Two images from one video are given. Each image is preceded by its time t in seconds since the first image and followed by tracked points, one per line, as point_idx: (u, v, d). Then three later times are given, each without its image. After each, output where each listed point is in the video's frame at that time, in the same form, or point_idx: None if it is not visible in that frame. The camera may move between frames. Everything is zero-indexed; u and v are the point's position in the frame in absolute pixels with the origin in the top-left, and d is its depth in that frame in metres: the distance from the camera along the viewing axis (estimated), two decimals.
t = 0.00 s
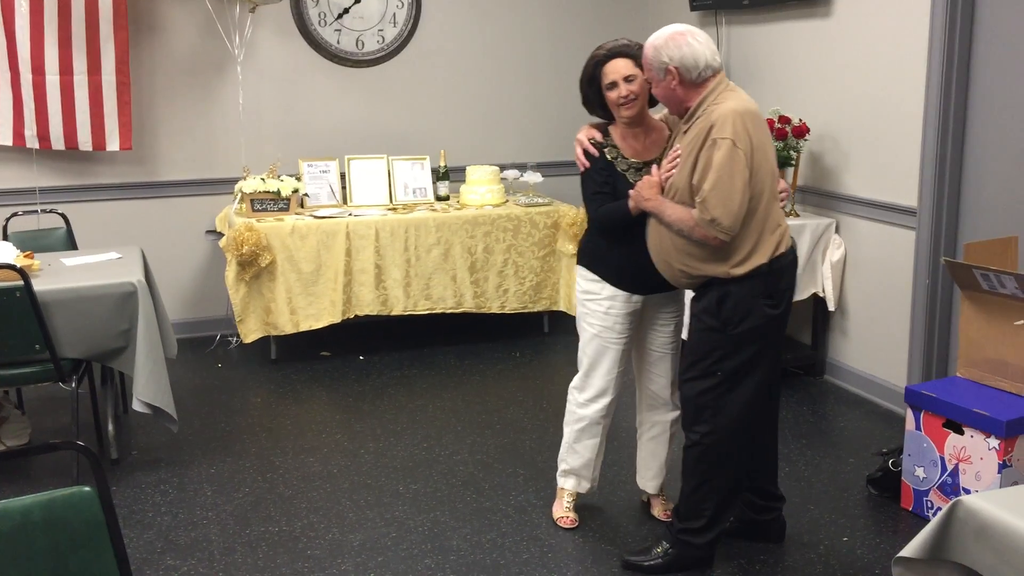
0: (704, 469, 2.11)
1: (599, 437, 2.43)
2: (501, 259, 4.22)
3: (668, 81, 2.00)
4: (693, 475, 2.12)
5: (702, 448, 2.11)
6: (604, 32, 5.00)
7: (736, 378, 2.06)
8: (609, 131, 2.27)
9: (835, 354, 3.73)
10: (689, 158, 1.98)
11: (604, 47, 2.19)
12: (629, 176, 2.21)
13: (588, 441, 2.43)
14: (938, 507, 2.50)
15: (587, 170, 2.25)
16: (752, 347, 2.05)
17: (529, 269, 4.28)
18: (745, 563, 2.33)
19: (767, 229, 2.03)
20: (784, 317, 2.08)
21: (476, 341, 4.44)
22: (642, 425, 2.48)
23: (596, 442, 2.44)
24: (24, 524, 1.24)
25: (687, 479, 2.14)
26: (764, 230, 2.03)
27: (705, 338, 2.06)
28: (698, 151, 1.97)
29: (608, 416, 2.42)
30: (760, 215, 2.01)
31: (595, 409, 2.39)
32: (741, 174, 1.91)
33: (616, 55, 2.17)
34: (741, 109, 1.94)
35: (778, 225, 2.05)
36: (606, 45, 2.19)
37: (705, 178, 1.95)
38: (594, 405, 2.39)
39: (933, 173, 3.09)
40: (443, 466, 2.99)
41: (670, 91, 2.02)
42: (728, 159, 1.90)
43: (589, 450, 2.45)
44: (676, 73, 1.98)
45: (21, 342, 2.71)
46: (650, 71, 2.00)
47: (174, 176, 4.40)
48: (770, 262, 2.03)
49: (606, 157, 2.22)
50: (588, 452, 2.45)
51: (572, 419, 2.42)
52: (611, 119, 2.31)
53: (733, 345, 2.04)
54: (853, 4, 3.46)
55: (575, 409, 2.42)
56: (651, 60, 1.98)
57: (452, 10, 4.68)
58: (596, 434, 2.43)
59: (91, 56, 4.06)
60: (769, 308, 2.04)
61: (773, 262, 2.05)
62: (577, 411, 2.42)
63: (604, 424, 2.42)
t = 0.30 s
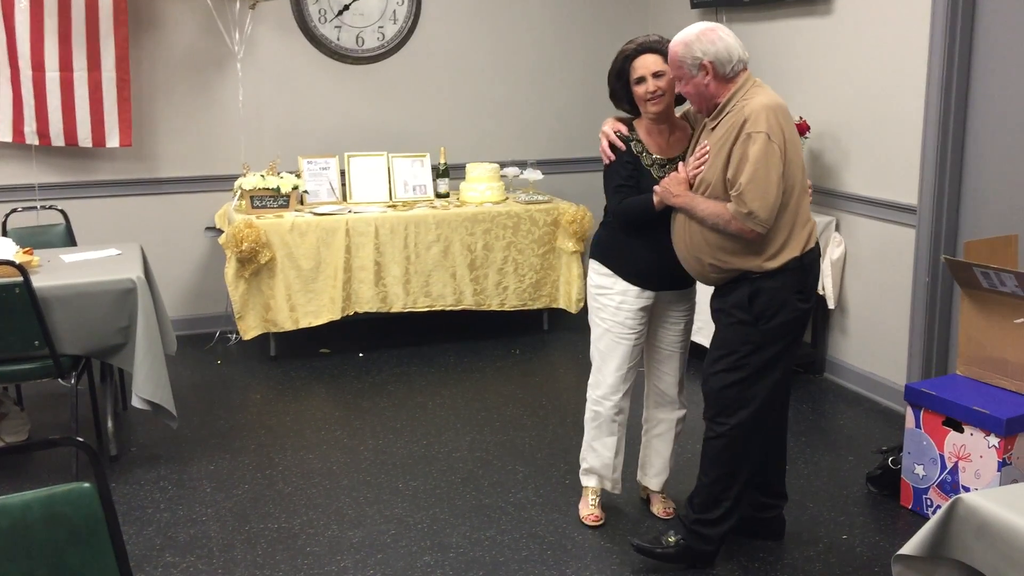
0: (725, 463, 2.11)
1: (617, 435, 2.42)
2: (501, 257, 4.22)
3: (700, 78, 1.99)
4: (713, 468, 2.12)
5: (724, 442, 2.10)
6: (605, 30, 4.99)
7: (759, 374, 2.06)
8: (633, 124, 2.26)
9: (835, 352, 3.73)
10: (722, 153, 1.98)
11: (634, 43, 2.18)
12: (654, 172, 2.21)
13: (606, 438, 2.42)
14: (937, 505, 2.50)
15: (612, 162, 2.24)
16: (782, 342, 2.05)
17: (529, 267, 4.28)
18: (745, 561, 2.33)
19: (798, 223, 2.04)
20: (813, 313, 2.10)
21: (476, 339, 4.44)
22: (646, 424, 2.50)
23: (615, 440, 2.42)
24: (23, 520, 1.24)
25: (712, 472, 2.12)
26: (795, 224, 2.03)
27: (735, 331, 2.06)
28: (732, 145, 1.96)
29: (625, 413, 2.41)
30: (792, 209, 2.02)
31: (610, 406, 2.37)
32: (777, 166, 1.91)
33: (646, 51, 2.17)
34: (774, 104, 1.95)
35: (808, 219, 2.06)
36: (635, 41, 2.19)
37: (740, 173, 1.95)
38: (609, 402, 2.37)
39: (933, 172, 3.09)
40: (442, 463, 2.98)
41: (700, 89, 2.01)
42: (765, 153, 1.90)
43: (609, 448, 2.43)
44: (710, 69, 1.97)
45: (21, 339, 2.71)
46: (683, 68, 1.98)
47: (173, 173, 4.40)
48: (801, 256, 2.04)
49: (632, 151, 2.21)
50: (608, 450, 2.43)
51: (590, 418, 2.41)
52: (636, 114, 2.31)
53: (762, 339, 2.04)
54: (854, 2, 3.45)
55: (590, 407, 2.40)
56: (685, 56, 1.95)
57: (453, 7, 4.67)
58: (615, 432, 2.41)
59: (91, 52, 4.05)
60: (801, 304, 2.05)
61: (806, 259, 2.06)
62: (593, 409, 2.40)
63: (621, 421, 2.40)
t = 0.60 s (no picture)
0: (761, 465, 2.08)
1: (609, 441, 2.36)
2: (500, 257, 4.22)
3: (740, 63, 1.97)
4: (760, 478, 2.08)
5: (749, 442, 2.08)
6: (604, 29, 5.00)
7: (775, 372, 2.05)
8: (632, 125, 2.25)
9: (834, 351, 3.73)
10: (739, 143, 1.96)
11: (634, 43, 2.16)
12: (652, 171, 2.21)
13: (597, 444, 2.36)
14: (937, 504, 2.51)
15: (610, 163, 2.23)
16: (801, 338, 2.06)
17: (529, 266, 4.28)
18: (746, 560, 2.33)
19: (812, 216, 2.04)
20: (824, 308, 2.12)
21: (476, 339, 4.44)
22: (647, 425, 2.50)
23: (607, 445, 2.36)
24: (25, 521, 1.24)
25: (758, 481, 2.08)
26: (810, 216, 2.04)
27: (754, 329, 2.05)
28: (751, 134, 1.95)
29: (618, 418, 2.36)
30: (807, 201, 2.02)
31: (605, 410, 2.33)
32: (798, 155, 1.92)
33: (647, 51, 2.15)
34: (791, 94, 1.96)
35: (820, 213, 2.07)
36: (635, 41, 2.16)
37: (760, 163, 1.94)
38: (603, 406, 2.33)
39: (932, 171, 3.09)
40: (442, 463, 2.99)
41: (737, 76, 1.97)
42: (786, 141, 1.90)
43: (599, 454, 2.37)
44: (746, 55, 1.97)
45: (21, 340, 2.71)
46: (722, 52, 1.94)
47: (173, 173, 4.39)
48: (816, 250, 2.05)
49: (630, 152, 2.20)
50: (598, 455, 2.37)
51: (581, 421, 2.36)
52: (634, 113, 2.30)
53: (783, 336, 2.04)
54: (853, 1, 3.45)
55: (583, 410, 2.36)
56: (725, 39, 1.93)
57: (452, 7, 4.67)
58: (607, 436, 2.36)
59: (90, 54, 4.06)
60: (816, 299, 2.06)
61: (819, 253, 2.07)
62: (586, 412, 2.35)
63: (614, 426, 2.36)
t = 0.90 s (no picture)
0: (788, 477, 2.06)
1: (597, 451, 2.35)
2: (500, 258, 4.23)
3: (745, 63, 1.95)
4: (788, 490, 2.07)
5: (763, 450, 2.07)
6: (604, 31, 5.00)
7: (794, 380, 2.04)
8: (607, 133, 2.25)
9: (834, 352, 3.73)
10: (751, 150, 1.92)
11: (611, 47, 2.16)
12: (624, 176, 2.19)
13: (585, 453, 2.35)
14: (938, 505, 2.51)
15: (580, 172, 2.25)
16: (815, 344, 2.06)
17: (528, 268, 4.28)
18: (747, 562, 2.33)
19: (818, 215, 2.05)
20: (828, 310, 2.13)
21: (476, 341, 4.44)
22: (646, 429, 2.49)
23: (594, 455, 2.35)
24: (27, 525, 1.24)
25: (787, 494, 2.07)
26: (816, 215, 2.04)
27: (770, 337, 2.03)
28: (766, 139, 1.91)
29: (607, 427, 2.34)
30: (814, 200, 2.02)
31: (593, 420, 2.31)
32: (815, 156, 1.91)
33: (622, 55, 2.15)
34: (795, 93, 1.94)
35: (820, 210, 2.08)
36: (612, 45, 2.17)
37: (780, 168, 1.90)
38: (592, 415, 2.32)
39: (932, 172, 3.09)
40: (442, 465, 2.99)
41: (741, 76, 1.95)
42: (802, 143, 1.88)
43: (586, 464, 2.36)
44: (750, 54, 1.96)
45: (22, 343, 2.71)
46: (731, 50, 1.92)
47: (173, 176, 4.40)
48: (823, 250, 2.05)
49: (602, 159, 2.21)
50: (586, 465, 2.35)
51: (568, 431, 2.34)
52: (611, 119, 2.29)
53: (800, 344, 2.02)
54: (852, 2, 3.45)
55: (571, 420, 2.34)
56: (734, 37, 1.91)
57: (451, 9, 4.67)
58: (595, 445, 2.34)
59: (90, 57, 4.06)
60: (825, 303, 2.07)
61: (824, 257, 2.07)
62: (574, 422, 2.33)
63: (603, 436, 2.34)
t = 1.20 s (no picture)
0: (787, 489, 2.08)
1: (583, 458, 2.35)
2: (500, 260, 4.23)
3: (746, 64, 1.92)
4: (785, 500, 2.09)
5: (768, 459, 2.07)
6: (604, 32, 5.01)
7: (798, 393, 2.03)
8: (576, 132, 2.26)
9: (834, 353, 3.73)
10: (759, 159, 1.88)
11: (579, 44, 2.17)
12: (588, 180, 2.19)
13: (571, 461, 2.34)
14: (938, 506, 2.51)
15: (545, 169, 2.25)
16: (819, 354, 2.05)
17: (528, 269, 4.28)
18: (747, 563, 2.33)
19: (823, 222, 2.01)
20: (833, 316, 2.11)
21: (477, 342, 4.44)
22: (631, 430, 2.48)
23: (582, 461, 2.34)
24: (26, 526, 1.24)
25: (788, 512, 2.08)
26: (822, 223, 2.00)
27: (774, 351, 2.02)
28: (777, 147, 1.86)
29: (589, 433, 2.33)
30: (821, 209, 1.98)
31: (573, 426, 2.31)
32: (824, 163, 1.87)
33: (590, 54, 2.16)
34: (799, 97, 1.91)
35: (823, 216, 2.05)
36: (581, 42, 2.17)
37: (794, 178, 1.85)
38: (572, 422, 2.32)
39: (933, 172, 3.09)
40: (443, 466, 2.99)
41: (743, 78, 1.92)
42: (813, 149, 1.84)
43: (574, 471, 2.35)
44: (752, 55, 1.93)
45: (23, 344, 2.71)
46: (733, 50, 1.89)
47: (173, 177, 4.40)
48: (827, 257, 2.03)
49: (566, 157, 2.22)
50: (573, 472, 2.35)
51: (552, 438, 2.36)
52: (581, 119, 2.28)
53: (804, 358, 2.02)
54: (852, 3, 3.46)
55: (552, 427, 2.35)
56: (737, 37, 1.88)
57: (451, 10, 4.68)
58: (581, 453, 2.34)
59: (90, 58, 4.07)
60: (830, 312, 2.05)
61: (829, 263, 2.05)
62: (555, 429, 2.34)
63: (586, 442, 2.33)
